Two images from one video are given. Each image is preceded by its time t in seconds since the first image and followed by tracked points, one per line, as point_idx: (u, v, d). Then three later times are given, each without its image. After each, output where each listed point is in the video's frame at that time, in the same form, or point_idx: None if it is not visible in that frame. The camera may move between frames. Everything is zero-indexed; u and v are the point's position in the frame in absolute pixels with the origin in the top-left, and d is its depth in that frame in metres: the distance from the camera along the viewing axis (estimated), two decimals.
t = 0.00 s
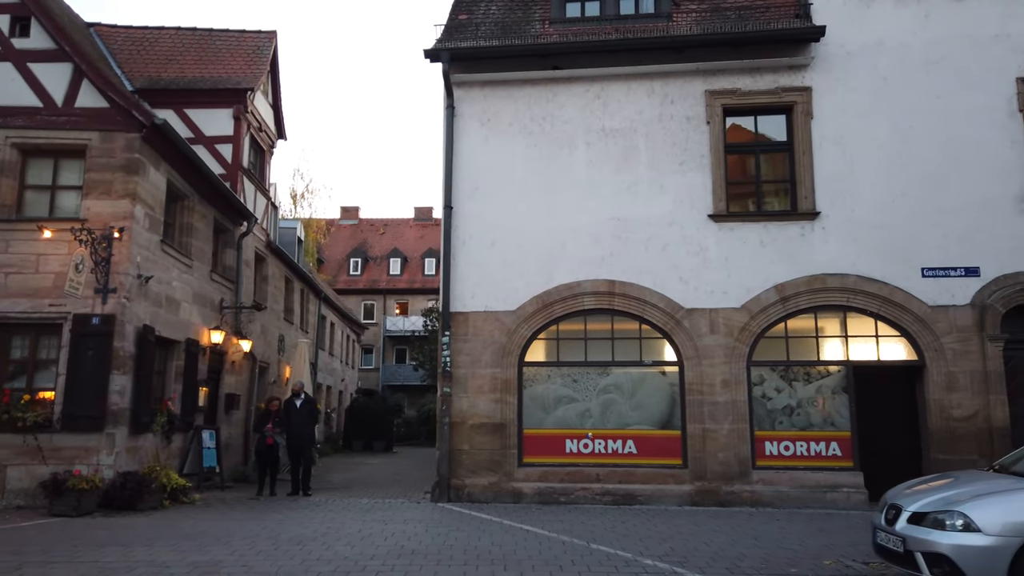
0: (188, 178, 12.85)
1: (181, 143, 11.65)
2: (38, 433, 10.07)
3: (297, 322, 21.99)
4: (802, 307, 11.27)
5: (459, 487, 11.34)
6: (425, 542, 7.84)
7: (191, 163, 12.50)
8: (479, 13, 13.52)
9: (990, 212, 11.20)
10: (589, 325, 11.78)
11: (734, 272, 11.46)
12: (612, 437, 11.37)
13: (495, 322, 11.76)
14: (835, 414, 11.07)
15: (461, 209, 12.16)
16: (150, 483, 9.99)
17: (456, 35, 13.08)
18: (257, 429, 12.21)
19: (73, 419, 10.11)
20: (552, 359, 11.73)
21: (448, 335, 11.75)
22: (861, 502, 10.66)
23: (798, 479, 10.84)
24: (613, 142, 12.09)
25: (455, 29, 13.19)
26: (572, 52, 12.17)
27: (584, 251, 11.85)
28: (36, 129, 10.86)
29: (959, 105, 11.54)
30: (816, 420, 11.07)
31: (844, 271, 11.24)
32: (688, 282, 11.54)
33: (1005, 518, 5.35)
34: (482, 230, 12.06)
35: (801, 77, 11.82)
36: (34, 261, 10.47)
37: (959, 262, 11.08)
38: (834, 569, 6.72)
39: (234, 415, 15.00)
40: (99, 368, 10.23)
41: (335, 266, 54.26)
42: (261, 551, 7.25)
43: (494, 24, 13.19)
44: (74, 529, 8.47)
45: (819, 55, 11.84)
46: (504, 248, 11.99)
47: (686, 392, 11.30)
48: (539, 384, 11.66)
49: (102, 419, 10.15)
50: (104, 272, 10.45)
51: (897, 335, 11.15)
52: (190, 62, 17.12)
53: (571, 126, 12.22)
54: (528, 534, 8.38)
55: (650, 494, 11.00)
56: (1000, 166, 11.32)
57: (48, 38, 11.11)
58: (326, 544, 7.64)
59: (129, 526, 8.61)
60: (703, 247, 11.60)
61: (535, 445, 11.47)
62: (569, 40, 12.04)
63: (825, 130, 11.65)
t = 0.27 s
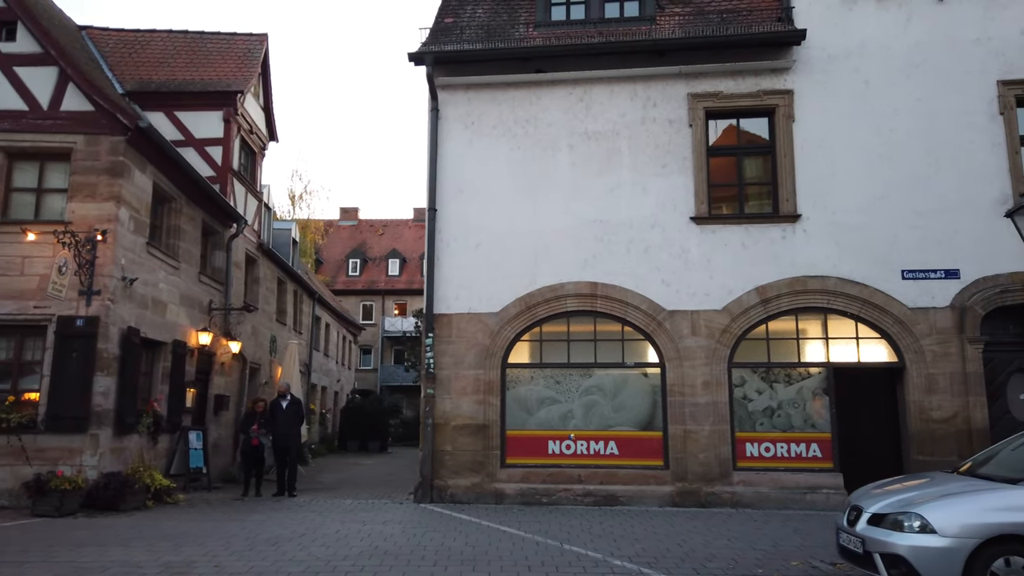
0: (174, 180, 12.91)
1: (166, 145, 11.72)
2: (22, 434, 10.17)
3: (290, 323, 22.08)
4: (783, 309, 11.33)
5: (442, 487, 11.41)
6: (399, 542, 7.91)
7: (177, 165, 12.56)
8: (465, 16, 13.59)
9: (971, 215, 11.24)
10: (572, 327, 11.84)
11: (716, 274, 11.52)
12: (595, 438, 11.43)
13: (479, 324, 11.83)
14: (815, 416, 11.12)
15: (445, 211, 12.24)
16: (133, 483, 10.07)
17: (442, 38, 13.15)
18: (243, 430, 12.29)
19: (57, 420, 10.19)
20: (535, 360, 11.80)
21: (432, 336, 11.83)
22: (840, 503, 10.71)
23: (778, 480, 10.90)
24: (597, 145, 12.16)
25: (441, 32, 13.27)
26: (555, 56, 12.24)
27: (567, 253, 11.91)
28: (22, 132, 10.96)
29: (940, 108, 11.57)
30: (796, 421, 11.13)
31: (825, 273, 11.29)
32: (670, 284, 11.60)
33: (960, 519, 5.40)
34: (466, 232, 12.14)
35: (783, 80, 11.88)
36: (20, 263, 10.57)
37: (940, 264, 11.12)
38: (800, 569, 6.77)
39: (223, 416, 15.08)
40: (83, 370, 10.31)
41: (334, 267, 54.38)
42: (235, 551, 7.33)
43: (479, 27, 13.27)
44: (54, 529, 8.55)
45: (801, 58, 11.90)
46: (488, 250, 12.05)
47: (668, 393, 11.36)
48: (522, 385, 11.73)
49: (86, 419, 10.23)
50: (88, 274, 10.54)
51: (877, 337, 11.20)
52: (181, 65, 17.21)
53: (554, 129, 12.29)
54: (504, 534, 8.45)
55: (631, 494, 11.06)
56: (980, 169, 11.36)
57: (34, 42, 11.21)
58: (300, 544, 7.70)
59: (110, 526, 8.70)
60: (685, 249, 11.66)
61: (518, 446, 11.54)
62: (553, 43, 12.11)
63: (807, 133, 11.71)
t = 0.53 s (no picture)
0: (162, 179, 12.99)
1: (153, 145, 11.80)
2: (7, 430, 10.27)
3: (283, 321, 22.17)
4: (764, 307, 11.40)
5: (424, 484, 11.49)
6: (374, 537, 7.98)
7: (164, 165, 12.65)
8: (451, 16, 13.66)
9: (951, 214, 11.30)
10: (555, 325, 11.92)
11: (697, 272, 11.59)
12: (577, 435, 11.50)
13: (462, 322, 11.90)
14: (795, 413, 11.19)
15: (429, 209, 12.32)
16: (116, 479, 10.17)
17: (427, 37, 13.21)
18: (228, 427, 12.38)
19: (41, 416, 10.28)
20: (518, 358, 11.88)
21: (415, 334, 11.91)
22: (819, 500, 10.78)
23: (758, 477, 10.97)
24: (580, 144, 12.23)
25: (427, 32, 13.33)
26: (539, 55, 12.31)
27: (550, 252, 11.98)
28: (9, 131, 11.06)
29: (921, 107, 11.62)
30: (776, 419, 11.20)
31: (805, 271, 11.36)
32: (652, 282, 11.67)
33: (917, 513, 5.44)
34: (450, 230, 12.21)
35: (765, 79, 11.94)
36: (5, 261, 10.68)
37: (920, 263, 11.18)
38: (766, 564, 6.83)
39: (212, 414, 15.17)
40: (67, 367, 10.40)
41: (333, 266, 54.49)
42: (210, 546, 7.41)
43: (465, 27, 13.33)
44: (35, 524, 8.64)
45: (783, 58, 11.96)
46: (472, 248, 12.13)
47: (649, 390, 11.43)
48: (505, 383, 11.80)
49: (70, 416, 10.33)
50: (72, 272, 10.62)
51: (858, 335, 11.26)
52: (172, 65, 17.30)
53: (538, 128, 12.36)
54: (480, 529, 8.53)
55: (612, 491, 11.13)
56: (961, 168, 11.41)
57: (21, 42, 11.31)
58: (275, 539, 7.77)
59: (90, 521, 8.79)
60: (667, 247, 11.72)
61: (500, 443, 11.62)
62: (536, 43, 12.18)
63: (788, 132, 11.77)
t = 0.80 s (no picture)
0: (149, 178, 13.06)
1: (138, 144, 11.86)
2: None
3: (275, 319, 22.23)
4: (746, 305, 11.44)
5: (408, 481, 11.55)
6: (350, 533, 8.04)
7: (150, 163, 12.71)
8: (437, 14, 13.68)
9: (932, 212, 11.32)
10: (538, 323, 11.97)
11: (680, 270, 11.63)
12: (559, 433, 11.56)
13: (446, 320, 11.95)
14: (776, 411, 11.24)
15: (414, 208, 12.37)
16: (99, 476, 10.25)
17: (413, 36, 13.23)
18: (214, 424, 12.45)
19: (25, 413, 10.36)
20: (502, 356, 11.93)
21: (399, 332, 11.97)
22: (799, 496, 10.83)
23: (739, 474, 11.02)
24: (564, 142, 12.27)
25: (413, 30, 13.36)
26: (523, 54, 12.33)
27: (533, 250, 12.03)
28: None
29: (903, 106, 11.64)
30: (757, 416, 11.26)
31: (787, 269, 11.39)
32: (635, 280, 11.71)
33: (874, 510, 5.49)
34: (435, 229, 12.26)
35: (748, 77, 11.97)
36: None
37: (901, 261, 11.21)
38: (734, 560, 6.90)
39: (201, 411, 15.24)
40: (51, 365, 10.48)
41: (332, 263, 54.52)
42: (186, 542, 7.47)
43: (451, 26, 13.35)
44: (16, 520, 8.72)
45: (766, 56, 11.98)
46: (456, 247, 12.18)
47: (631, 388, 11.48)
48: (489, 380, 11.86)
49: (54, 413, 10.40)
50: (57, 270, 10.69)
51: (839, 333, 11.30)
52: (162, 63, 17.33)
53: (522, 127, 12.40)
54: (457, 526, 8.59)
55: (594, 488, 11.19)
56: (943, 166, 11.43)
57: (6, 41, 11.37)
58: (252, 535, 7.83)
59: (71, 517, 8.86)
60: (650, 245, 11.77)
61: (484, 440, 11.68)
62: (520, 42, 12.21)
63: (771, 130, 11.80)
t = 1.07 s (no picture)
0: (134, 177, 13.12)
1: (122, 144, 11.92)
2: None
3: (266, 318, 22.28)
4: (726, 304, 11.51)
5: (390, 480, 11.62)
6: (325, 531, 8.10)
7: (135, 163, 12.78)
8: (422, 14, 13.73)
9: (911, 212, 11.39)
10: (520, 322, 12.03)
11: (661, 270, 11.70)
12: (541, 431, 11.62)
13: (429, 319, 12.01)
14: (756, 410, 11.32)
15: (397, 207, 12.42)
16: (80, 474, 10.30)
17: (397, 36, 13.27)
18: (199, 422, 12.51)
19: (8, 412, 10.42)
20: (484, 355, 12.00)
21: (382, 331, 12.03)
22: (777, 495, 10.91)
23: (718, 473, 11.09)
24: (546, 143, 12.33)
25: (397, 31, 13.40)
26: (506, 54, 12.38)
27: (515, 249, 12.09)
28: None
29: (883, 106, 11.71)
30: (737, 415, 11.33)
31: (767, 269, 11.46)
32: (616, 279, 11.78)
33: (833, 507, 5.56)
34: (418, 228, 12.31)
35: (730, 78, 12.03)
36: None
37: (880, 261, 11.28)
38: (702, 557, 6.97)
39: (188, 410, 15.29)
40: (33, 364, 10.53)
41: (327, 263, 54.27)
42: (161, 540, 7.53)
43: (435, 26, 13.40)
44: None
45: (747, 57, 12.04)
46: (439, 246, 12.23)
47: (612, 387, 11.55)
48: (471, 379, 11.92)
49: (36, 412, 10.46)
50: (39, 270, 10.74)
51: (819, 332, 11.37)
52: (150, 63, 17.37)
53: (505, 127, 12.46)
54: (433, 524, 8.65)
55: (575, 486, 11.26)
56: (921, 167, 11.50)
57: None
58: (228, 533, 7.88)
59: (51, 515, 8.92)
60: (631, 245, 11.83)
61: (465, 439, 11.74)
62: (503, 42, 12.26)
63: (752, 131, 11.87)
